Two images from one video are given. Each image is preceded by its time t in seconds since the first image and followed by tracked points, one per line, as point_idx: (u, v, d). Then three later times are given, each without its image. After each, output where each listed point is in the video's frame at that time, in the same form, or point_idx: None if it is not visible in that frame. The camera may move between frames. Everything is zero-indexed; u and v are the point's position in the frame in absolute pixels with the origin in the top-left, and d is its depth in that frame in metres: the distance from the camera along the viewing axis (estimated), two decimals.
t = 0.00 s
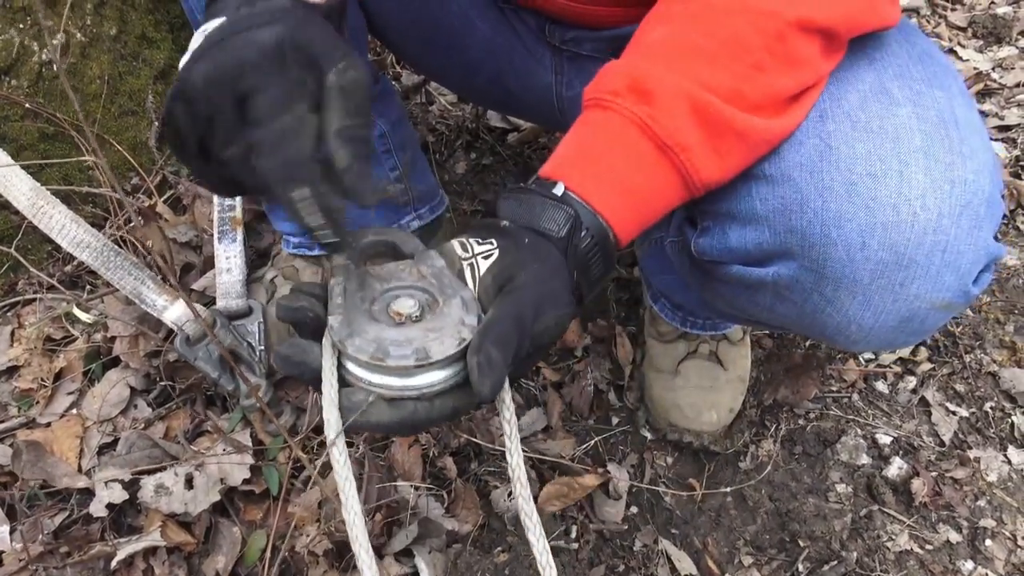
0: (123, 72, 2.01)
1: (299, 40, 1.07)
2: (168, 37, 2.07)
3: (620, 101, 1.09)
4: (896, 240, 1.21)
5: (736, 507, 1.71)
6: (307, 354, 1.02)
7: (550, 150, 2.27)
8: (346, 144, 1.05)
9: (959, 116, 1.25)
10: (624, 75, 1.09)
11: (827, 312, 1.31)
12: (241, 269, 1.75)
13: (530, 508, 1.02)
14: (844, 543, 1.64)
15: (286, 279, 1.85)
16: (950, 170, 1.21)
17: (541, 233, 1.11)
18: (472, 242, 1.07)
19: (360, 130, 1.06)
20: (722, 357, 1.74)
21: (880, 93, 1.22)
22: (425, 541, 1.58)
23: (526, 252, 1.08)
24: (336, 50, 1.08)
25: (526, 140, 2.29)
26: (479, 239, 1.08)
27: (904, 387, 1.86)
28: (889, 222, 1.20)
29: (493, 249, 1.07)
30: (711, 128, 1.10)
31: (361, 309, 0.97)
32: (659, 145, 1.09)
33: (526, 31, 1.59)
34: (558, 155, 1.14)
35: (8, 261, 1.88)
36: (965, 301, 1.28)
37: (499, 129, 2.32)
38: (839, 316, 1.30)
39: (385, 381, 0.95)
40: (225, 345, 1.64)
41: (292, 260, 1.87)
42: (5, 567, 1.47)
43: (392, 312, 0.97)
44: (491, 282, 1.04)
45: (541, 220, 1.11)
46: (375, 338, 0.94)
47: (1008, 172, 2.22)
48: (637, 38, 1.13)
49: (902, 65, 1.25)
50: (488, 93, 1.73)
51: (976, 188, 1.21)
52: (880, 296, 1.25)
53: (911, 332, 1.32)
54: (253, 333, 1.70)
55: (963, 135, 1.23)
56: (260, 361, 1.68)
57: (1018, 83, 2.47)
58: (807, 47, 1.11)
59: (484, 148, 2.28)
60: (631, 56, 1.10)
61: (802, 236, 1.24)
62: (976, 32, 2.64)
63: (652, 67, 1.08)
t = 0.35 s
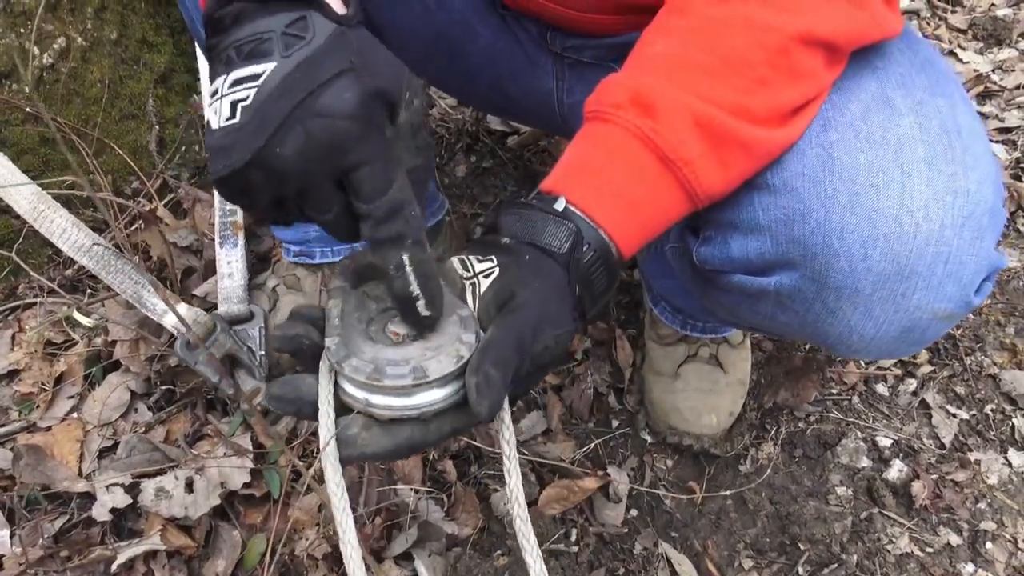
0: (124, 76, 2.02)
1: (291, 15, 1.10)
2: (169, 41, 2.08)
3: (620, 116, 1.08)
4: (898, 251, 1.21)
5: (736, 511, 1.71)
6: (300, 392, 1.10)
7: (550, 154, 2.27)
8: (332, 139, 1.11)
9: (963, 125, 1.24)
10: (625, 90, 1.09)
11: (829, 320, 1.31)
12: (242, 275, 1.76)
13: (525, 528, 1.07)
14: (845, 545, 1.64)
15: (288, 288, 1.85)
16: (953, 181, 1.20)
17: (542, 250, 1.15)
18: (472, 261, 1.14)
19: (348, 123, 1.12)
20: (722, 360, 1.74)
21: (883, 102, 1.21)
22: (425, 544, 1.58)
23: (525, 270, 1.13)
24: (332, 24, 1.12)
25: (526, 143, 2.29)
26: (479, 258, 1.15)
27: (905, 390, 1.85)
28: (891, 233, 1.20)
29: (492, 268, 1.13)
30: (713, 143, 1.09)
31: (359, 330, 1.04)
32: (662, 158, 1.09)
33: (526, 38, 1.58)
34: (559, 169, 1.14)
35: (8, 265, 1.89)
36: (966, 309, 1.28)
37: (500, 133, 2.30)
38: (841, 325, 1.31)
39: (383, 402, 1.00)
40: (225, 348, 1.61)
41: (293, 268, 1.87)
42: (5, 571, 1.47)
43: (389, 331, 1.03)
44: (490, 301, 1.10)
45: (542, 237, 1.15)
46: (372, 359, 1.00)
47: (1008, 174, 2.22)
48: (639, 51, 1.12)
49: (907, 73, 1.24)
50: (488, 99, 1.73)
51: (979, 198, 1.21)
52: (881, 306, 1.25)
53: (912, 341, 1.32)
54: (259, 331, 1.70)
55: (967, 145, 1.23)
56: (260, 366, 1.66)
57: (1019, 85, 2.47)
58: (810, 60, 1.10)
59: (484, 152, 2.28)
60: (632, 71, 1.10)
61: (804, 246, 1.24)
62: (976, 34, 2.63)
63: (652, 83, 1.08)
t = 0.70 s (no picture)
0: (123, 77, 2.01)
1: (275, 24, 1.05)
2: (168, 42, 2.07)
3: (610, 118, 1.09)
4: (891, 253, 1.20)
5: (735, 510, 1.70)
6: (292, 389, 1.11)
7: (549, 154, 2.27)
8: (314, 156, 1.01)
9: (957, 128, 1.24)
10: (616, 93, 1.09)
11: (823, 323, 1.31)
12: (241, 275, 1.75)
13: (510, 532, 1.12)
14: (844, 545, 1.63)
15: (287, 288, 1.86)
16: (946, 183, 1.20)
17: (532, 256, 1.15)
18: (462, 266, 1.16)
19: (334, 141, 1.02)
20: (721, 360, 1.73)
21: (875, 105, 1.21)
22: (424, 544, 1.58)
23: (514, 276, 1.14)
24: (316, 35, 1.05)
25: (526, 143, 2.29)
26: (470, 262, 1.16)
27: (905, 389, 1.85)
28: (883, 235, 1.20)
29: (481, 274, 1.14)
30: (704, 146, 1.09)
31: (347, 333, 1.08)
32: (651, 162, 1.09)
33: (524, 39, 1.58)
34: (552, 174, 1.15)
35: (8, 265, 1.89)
36: (961, 312, 1.27)
37: (499, 133, 2.30)
38: (834, 328, 1.30)
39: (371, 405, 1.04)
40: (224, 348, 1.61)
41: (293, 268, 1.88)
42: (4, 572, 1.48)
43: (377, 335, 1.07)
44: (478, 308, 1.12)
45: (530, 243, 1.15)
46: (359, 361, 1.05)
47: (1009, 173, 2.22)
48: (630, 55, 1.13)
49: (900, 76, 1.24)
50: (486, 98, 1.72)
51: (972, 201, 1.21)
52: (874, 308, 1.25)
53: (905, 344, 1.31)
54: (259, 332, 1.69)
55: (961, 147, 1.22)
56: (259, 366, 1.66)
57: (1020, 84, 2.46)
58: (802, 63, 1.10)
59: (484, 151, 2.28)
60: (624, 75, 1.11)
61: (797, 249, 1.24)
62: (976, 33, 2.63)
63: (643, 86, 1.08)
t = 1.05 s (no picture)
0: (125, 77, 2.01)
1: (262, 27, 1.04)
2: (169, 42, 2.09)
3: (611, 124, 1.09)
4: (892, 257, 1.20)
5: (736, 510, 1.70)
6: (299, 398, 1.13)
7: (550, 154, 2.27)
8: (291, 162, 1.02)
9: (958, 130, 1.24)
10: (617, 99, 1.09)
11: (824, 325, 1.31)
12: (242, 275, 1.76)
13: (517, 542, 1.11)
14: (846, 545, 1.63)
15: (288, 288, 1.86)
16: (947, 186, 1.20)
17: (533, 264, 1.18)
18: (463, 274, 1.18)
19: (311, 148, 1.03)
20: (722, 360, 1.73)
21: (876, 108, 1.21)
22: (425, 544, 1.58)
23: (516, 285, 1.17)
24: (303, 43, 1.05)
25: (527, 143, 2.29)
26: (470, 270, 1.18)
27: (906, 388, 1.85)
28: (885, 239, 1.19)
29: (483, 282, 1.16)
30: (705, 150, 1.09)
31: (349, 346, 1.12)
32: (652, 167, 1.09)
33: (524, 40, 1.57)
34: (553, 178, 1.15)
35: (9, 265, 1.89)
36: (963, 315, 1.27)
37: (500, 132, 2.30)
38: (836, 330, 1.30)
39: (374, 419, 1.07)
40: (225, 348, 1.61)
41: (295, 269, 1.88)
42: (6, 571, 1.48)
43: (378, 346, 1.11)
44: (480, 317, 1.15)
45: (530, 251, 1.17)
46: (361, 375, 1.08)
47: (1010, 172, 2.22)
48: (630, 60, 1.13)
49: (901, 77, 1.24)
50: (487, 100, 1.72)
51: (974, 204, 1.20)
52: (876, 311, 1.25)
53: (907, 346, 1.31)
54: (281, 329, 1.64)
55: (963, 150, 1.22)
56: (260, 366, 1.64)
57: (1021, 83, 2.45)
58: (803, 66, 1.10)
59: (485, 151, 2.27)
60: (624, 80, 1.10)
61: (798, 252, 1.24)
62: (977, 33, 2.62)
63: (644, 91, 1.08)
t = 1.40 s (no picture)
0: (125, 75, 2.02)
1: None
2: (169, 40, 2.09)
3: (600, 140, 1.09)
4: (885, 267, 1.20)
5: (737, 510, 1.70)
6: (304, 439, 1.10)
7: (550, 154, 2.25)
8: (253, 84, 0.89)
9: (955, 139, 1.22)
10: (606, 115, 1.09)
11: (818, 333, 1.32)
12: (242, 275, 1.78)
13: (511, 550, 1.06)
14: (846, 545, 1.63)
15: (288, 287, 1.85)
16: (942, 196, 1.19)
17: (513, 283, 1.13)
18: (448, 300, 1.12)
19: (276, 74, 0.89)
20: (722, 360, 1.73)
21: (871, 117, 1.20)
22: (425, 543, 1.58)
23: (498, 304, 1.12)
24: None
25: (527, 142, 2.28)
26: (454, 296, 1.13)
27: (906, 389, 1.85)
28: (878, 249, 1.20)
29: (463, 304, 1.11)
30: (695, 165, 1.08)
31: (339, 390, 1.05)
32: (641, 182, 1.08)
33: (524, 34, 1.57)
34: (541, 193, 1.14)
35: (10, 263, 1.90)
36: (956, 324, 1.27)
37: (501, 132, 2.30)
38: (829, 338, 1.31)
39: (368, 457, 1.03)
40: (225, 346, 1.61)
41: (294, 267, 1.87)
42: (5, 569, 1.49)
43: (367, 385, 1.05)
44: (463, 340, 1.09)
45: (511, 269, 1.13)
46: (352, 417, 1.02)
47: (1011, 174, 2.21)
48: (621, 77, 1.13)
49: (897, 84, 1.23)
50: (487, 92, 1.73)
51: (969, 214, 1.20)
52: (869, 319, 1.25)
53: (901, 354, 1.32)
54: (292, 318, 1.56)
55: (959, 159, 1.21)
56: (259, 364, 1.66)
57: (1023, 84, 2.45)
58: (792, 82, 1.10)
59: (486, 151, 2.27)
60: (614, 97, 1.10)
61: (791, 262, 1.24)
62: (980, 34, 2.62)
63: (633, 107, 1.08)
